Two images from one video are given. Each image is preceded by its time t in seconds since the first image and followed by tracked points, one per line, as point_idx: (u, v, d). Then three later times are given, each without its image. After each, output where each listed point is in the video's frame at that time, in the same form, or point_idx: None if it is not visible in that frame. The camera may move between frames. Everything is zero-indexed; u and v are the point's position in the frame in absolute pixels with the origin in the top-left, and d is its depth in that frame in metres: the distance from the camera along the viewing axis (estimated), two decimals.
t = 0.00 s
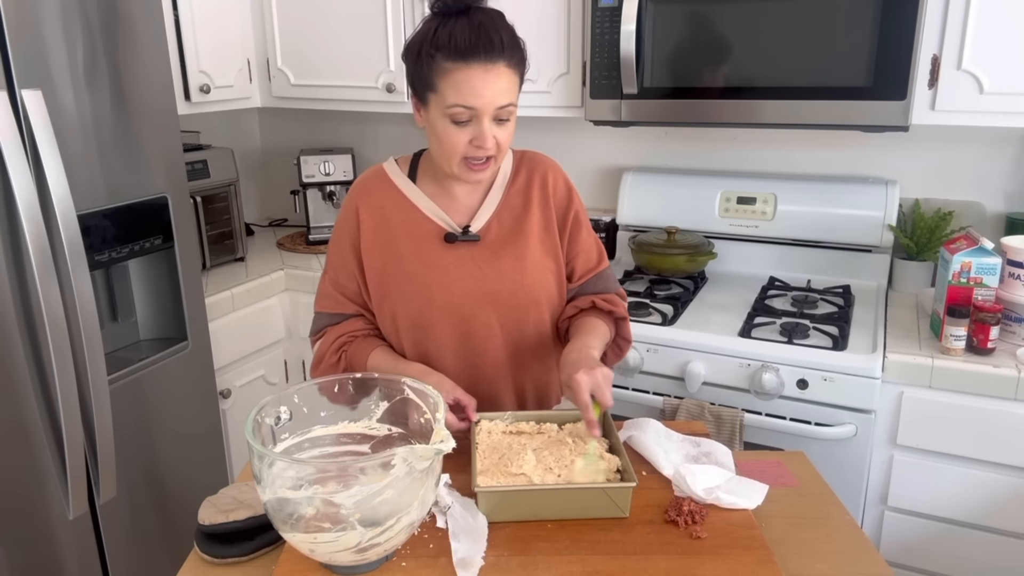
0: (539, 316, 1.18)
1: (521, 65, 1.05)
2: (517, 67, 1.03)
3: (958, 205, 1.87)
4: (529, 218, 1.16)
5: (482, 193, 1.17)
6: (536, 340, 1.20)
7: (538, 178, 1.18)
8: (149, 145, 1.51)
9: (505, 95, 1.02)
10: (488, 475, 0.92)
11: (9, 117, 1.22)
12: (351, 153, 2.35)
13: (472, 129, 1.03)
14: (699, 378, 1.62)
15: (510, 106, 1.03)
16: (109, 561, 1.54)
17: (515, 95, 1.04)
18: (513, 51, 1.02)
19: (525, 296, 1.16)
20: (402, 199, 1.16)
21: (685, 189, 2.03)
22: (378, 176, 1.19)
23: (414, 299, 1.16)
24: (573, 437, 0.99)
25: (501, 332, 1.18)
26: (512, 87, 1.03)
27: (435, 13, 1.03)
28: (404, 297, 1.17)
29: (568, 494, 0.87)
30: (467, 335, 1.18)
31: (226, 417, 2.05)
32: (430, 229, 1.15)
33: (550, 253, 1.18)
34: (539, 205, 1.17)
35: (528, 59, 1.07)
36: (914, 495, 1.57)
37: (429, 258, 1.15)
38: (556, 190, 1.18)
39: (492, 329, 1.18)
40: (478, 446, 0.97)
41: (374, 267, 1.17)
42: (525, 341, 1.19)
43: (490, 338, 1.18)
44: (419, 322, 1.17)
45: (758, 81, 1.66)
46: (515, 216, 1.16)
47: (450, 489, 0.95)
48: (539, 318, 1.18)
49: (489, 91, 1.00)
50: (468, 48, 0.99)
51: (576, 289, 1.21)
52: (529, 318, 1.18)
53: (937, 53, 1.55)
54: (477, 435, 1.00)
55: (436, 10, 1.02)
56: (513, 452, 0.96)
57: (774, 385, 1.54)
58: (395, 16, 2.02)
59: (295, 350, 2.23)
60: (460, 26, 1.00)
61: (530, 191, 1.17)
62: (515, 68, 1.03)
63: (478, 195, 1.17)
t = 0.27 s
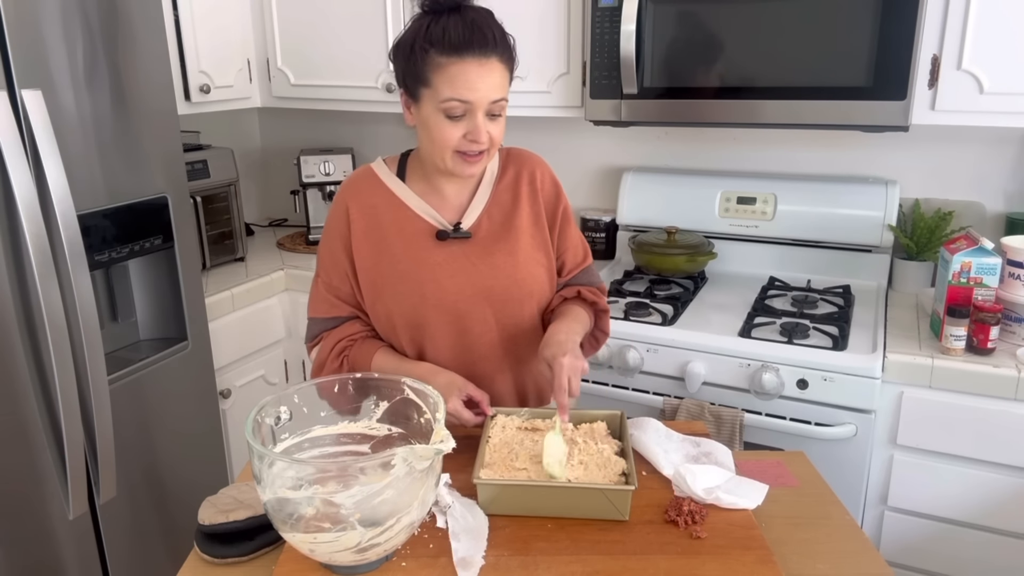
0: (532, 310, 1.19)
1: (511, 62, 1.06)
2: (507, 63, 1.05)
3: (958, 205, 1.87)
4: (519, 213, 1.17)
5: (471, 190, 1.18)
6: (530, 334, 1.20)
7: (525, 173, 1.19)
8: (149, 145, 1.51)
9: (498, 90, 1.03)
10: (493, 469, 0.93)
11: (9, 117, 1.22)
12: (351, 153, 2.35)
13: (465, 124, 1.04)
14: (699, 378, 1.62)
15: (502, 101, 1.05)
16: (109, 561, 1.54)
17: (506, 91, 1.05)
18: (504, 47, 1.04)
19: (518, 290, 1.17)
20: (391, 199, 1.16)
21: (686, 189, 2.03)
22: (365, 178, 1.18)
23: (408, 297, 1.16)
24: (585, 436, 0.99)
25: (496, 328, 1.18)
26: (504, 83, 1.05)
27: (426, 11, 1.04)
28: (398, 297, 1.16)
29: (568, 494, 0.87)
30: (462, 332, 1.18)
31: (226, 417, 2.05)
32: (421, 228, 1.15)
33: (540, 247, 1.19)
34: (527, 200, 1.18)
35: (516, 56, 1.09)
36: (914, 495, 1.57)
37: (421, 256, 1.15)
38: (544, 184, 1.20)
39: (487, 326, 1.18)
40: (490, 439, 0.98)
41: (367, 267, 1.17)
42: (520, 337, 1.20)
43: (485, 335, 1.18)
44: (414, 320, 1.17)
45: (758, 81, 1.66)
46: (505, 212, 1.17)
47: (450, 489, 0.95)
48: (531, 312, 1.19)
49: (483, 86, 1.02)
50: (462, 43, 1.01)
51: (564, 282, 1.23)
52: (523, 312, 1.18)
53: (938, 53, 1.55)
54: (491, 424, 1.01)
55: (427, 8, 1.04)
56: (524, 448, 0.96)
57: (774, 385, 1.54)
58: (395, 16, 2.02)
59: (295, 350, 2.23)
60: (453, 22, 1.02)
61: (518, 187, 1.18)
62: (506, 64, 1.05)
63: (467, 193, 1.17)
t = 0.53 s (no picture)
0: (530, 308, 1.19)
1: (497, 54, 1.07)
2: (493, 54, 1.06)
3: (958, 205, 1.87)
4: (514, 211, 1.17)
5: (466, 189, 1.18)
6: (529, 331, 1.20)
7: (519, 171, 1.19)
8: (149, 145, 1.51)
9: (483, 77, 1.03)
10: (493, 468, 0.93)
11: (9, 117, 1.22)
12: (351, 153, 2.34)
13: (451, 111, 1.04)
14: (699, 378, 1.62)
15: (488, 90, 1.05)
16: (109, 561, 1.54)
17: (493, 81, 1.06)
18: (489, 37, 1.05)
19: (516, 288, 1.17)
20: (386, 200, 1.16)
21: (686, 189, 2.03)
22: (360, 181, 1.18)
23: (406, 297, 1.16)
24: (585, 436, 0.99)
25: (495, 327, 1.18)
26: (490, 72, 1.05)
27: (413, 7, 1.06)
28: (396, 297, 1.16)
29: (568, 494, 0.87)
30: (462, 332, 1.18)
31: (226, 416, 2.05)
32: (418, 229, 1.15)
33: (536, 245, 1.20)
34: (522, 198, 1.18)
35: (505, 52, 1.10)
36: (914, 495, 1.57)
37: (419, 256, 1.15)
38: (537, 182, 1.20)
39: (486, 326, 1.18)
40: (490, 439, 0.98)
41: (365, 269, 1.17)
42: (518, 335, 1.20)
43: (484, 334, 1.18)
44: (413, 320, 1.17)
45: (758, 81, 1.66)
46: (500, 210, 1.18)
47: (450, 489, 0.95)
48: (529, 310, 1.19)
49: (466, 71, 1.02)
50: (445, 30, 1.02)
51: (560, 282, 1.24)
52: (521, 310, 1.18)
53: (938, 53, 1.55)
54: (490, 425, 1.01)
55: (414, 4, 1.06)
56: (524, 448, 0.96)
57: (774, 385, 1.54)
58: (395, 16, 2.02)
59: (295, 350, 2.23)
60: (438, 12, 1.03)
61: (513, 185, 1.18)
62: (492, 55, 1.05)
63: (462, 192, 1.18)
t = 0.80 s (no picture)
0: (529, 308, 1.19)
1: (498, 56, 1.07)
2: (495, 56, 1.06)
3: (958, 205, 1.87)
4: (512, 211, 1.17)
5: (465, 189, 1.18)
6: (528, 331, 1.20)
7: (518, 171, 1.19)
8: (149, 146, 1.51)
9: (487, 81, 1.04)
10: (493, 469, 0.93)
11: (9, 117, 1.22)
12: (351, 153, 2.34)
13: (455, 117, 1.04)
14: (699, 378, 1.62)
15: (491, 94, 1.05)
16: (109, 561, 1.54)
17: (495, 84, 1.06)
18: (490, 40, 1.04)
19: (514, 288, 1.17)
20: (385, 200, 1.16)
21: (686, 189, 2.03)
22: (358, 182, 1.19)
23: (405, 297, 1.16)
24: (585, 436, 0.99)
25: (494, 327, 1.18)
26: (492, 75, 1.05)
27: (411, 10, 1.05)
28: (395, 298, 1.16)
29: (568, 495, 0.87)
30: (461, 332, 1.18)
31: (227, 416, 2.05)
32: (416, 229, 1.15)
33: (535, 245, 1.19)
34: (521, 198, 1.18)
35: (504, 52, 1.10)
36: (914, 495, 1.57)
37: (417, 256, 1.15)
38: (536, 182, 1.20)
39: (485, 326, 1.18)
40: (490, 439, 0.98)
41: (363, 269, 1.17)
42: (518, 335, 1.20)
43: (483, 334, 1.18)
44: (412, 320, 1.17)
45: (758, 81, 1.66)
46: (498, 210, 1.17)
47: (450, 489, 0.95)
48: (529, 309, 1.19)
49: (470, 77, 1.02)
50: (448, 36, 1.01)
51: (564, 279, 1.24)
52: (520, 310, 1.18)
53: (938, 53, 1.55)
54: (490, 426, 1.01)
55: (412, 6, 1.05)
56: (524, 448, 0.96)
57: (774, 385, 1.54)
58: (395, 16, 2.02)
59: (295, 350, 2.23)
60: (438, 17, 1.03)
61: (512, 185, 1.18)
62: (493, 57, 1.05)
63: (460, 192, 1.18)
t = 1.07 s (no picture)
0: (532, 311, 1.19)
1: (505, 59, 1.07)
2: (502, 60, 1.06)
3: (958, 205, 1.87)
4: (516, 214, 1.16)
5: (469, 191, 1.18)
6: (531, 333, 1.20)
7: (523, 174, 1.18)
8: (149, 146, 1.51)
9: (494, 86, 1.03)
10: (493, 469, 0.93)
11: (9, 117, 1.22)
12: (351, 153, 2.34)
13: (464, 123, 1.04)
14: (699, 378, 1.62)
15: (498, 98, 1.05)
16: (109, 561, 1.54)
17: (502, 88, 1.06)
18: (497, 43, 1.04)
19: (517, 290, 1.16)
20: (388, 202, 1.16)
21: (685, 189, 2.03)
22: (362, 183, 1.19)
23: (407, 299, 1.16)
24: (585, 437, 0.99)
25: (497, 329, 1.18)
26: (499, 80, 1.05)
27: (417, 14, 1.05)
28: (398, 299, 1.17)
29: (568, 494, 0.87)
30: (463, 334, 1.18)
31: (227, 416, 2.05)
32: (419, 231, 1.15)
33: (540, 247, 1.18)
34: (525, 201, 1.17)
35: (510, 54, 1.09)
36: (914, 495, 1.57)
37: (419, 258, 1.15)
38: (542, 184, 1.19)
39: (487, 328, 1.18)
40: (490, 438, 0.98)
41: (366, 271, 1.17)
42: (521, 337, 1.20)
43: (486, 336, 1.18)
44: (414, 322, 1.17)
45: (758, 81, 1.66)
46: (502, 212, 1.17)
47: (450, 489, 0.95)
48: (532, 312, 1.19)
49: (478, 82, 1.02)
50: (456, 42, 1.01)
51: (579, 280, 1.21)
52: (523, 313, 1.18)
53: (938, 53, 1.55)
54: (490, 426, 1.01)
55: (418, 11, 1.05)
56: (524, 449, 0.96)
57: (774, 385, 1.54)
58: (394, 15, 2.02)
59: (295, 350, 2.23)
60: (445, 21, 1.02)
61: (516, 187, 1.18)
62: (500, 61, 1.05)
63: (464, 194, 1.17)
